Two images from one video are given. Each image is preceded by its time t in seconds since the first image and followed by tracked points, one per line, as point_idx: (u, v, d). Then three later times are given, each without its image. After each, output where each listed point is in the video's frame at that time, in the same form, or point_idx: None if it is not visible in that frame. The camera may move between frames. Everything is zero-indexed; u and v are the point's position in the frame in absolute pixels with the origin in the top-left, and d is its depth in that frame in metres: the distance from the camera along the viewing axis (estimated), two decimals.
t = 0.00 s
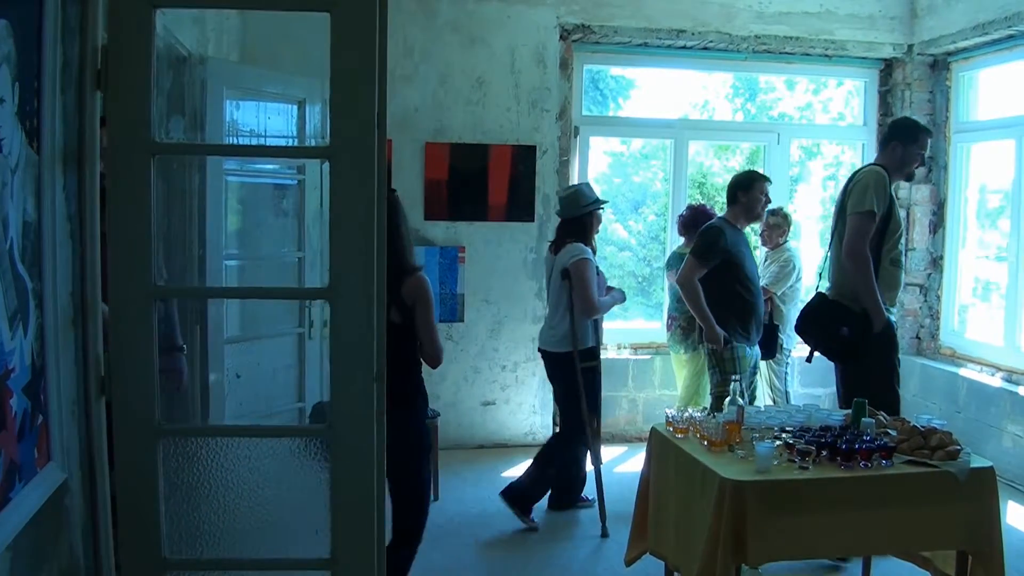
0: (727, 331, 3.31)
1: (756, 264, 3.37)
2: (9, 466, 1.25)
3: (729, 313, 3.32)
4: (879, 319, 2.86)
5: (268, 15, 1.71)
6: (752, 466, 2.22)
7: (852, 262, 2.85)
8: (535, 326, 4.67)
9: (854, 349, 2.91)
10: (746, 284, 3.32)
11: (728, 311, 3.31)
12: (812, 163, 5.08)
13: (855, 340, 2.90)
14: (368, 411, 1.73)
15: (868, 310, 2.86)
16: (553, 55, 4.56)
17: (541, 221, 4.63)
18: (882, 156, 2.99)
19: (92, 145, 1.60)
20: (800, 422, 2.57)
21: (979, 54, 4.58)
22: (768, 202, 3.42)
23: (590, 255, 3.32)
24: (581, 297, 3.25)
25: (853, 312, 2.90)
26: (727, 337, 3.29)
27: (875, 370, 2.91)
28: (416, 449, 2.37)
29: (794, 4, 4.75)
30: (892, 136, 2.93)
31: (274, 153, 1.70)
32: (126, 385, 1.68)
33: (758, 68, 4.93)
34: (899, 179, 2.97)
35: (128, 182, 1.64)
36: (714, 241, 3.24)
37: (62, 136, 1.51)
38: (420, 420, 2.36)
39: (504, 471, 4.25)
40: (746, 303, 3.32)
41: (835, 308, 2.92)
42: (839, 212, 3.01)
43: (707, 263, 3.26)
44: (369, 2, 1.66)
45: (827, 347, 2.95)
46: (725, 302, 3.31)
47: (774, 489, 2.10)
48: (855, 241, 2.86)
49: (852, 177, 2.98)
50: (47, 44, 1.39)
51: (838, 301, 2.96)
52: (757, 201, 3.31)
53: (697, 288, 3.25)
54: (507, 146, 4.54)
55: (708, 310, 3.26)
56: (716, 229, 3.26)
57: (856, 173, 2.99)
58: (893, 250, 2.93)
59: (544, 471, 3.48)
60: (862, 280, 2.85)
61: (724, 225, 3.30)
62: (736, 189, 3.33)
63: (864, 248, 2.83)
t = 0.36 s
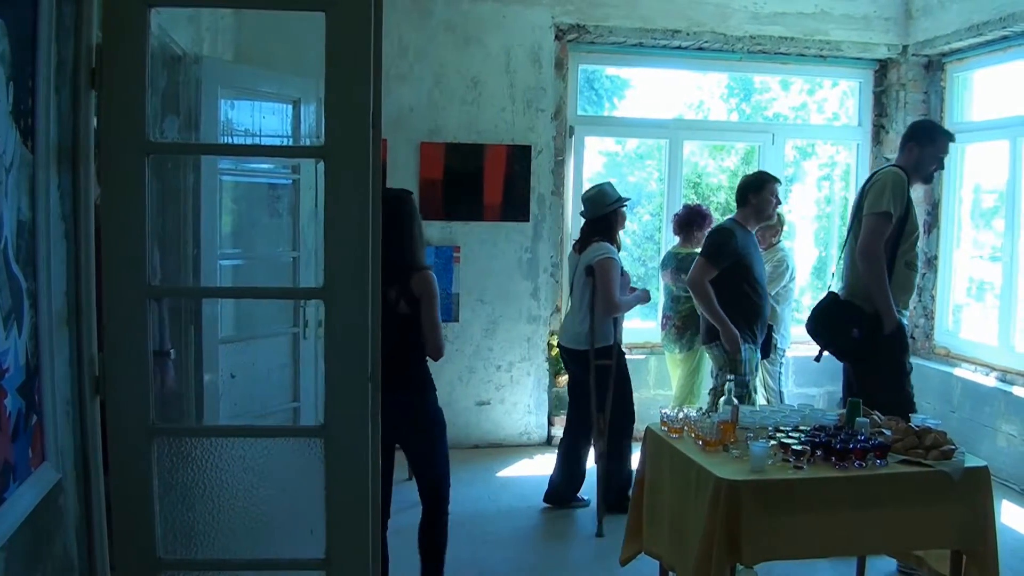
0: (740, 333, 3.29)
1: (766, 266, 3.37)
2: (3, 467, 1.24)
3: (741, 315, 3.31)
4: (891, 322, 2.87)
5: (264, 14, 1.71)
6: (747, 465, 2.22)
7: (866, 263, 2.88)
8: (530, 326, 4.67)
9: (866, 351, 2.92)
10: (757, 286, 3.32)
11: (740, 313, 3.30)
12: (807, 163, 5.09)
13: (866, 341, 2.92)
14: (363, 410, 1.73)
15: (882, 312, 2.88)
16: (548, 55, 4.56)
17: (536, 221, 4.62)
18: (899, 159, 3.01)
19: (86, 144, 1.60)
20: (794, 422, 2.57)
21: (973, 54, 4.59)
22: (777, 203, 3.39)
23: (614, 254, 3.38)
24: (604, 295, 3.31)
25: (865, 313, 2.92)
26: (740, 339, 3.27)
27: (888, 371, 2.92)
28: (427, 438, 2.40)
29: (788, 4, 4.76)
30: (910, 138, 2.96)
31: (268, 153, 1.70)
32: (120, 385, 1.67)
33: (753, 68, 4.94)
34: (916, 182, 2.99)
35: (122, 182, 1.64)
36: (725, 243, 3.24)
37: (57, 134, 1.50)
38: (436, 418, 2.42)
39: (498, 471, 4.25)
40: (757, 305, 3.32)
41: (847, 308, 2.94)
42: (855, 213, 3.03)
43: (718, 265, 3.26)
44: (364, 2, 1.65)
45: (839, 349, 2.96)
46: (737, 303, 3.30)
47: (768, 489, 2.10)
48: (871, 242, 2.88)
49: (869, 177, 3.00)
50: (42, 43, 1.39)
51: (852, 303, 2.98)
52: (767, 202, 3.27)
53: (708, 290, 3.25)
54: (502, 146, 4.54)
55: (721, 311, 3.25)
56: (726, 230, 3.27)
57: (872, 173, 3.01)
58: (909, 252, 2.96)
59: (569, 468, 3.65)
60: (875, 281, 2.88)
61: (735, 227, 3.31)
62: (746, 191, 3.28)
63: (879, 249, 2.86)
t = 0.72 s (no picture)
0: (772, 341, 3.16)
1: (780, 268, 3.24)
2: None
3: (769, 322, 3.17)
4: (921, 334, 2.85)
5: (257, 15, 1.70)
6: (740, 464, 2.22)
7: (892, 273, 2.83)
8: (523, 326, 4.67)
9: (897, 366, 2.90)
10: (776, 290, 3.20)
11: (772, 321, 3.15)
12: (799, 163, 5.11)
13: (895, 354, 2.89)
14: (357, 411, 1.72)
15: (912, 325, 2.85)
16: (541, 55, 4.55)
17: (530, 221, 4.62)
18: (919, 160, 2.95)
19: (78, 143, 1.58)
20: (788, 420, 2.57)
21: (965, 54, 4.61)
22: (785, 201, 3.27)
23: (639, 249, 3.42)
24: (627, 290, 3.36)
25: (893, 326, 2.90)
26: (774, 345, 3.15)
27: (919, 383, 2.90)
28: (449, 427, 2.60)
29: (781, 4, 4.77)
30: (929, 139, 2.90)
31: (261, 153, 1.69)
32: (113, 385, 1.66)
33: (746, 67, 4.95)
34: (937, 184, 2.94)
35: (115, 181, 1.63)
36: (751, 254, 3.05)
37: (49, 135, 1.49)
38: (456, 406, 2.60)
39: (492, 471, 4.25)
40: (781, 309, 3.19)
41: (875, 320, 2.92)
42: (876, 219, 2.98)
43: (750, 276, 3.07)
44: (358, 2, 1.65)
45: (867, 362, 2.94)
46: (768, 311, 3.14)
47: (761, 488, 2.10)
48: (894, 251, 2.83)
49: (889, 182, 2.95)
50: (34, 43, 1.38)
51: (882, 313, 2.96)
52: (776, 201, 3.16)
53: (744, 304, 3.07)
54: (495, 146, 4.53)
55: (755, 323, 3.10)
56: (745, 238, 3.09)
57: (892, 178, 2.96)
58: (932, 256, 2.91)
59: (569, 468, 3.65)
60: (901, 290, 2.83)
61: (749, 231, 3.12)
62: (754, 192, 3.17)
63: (903, 258, 2.82)
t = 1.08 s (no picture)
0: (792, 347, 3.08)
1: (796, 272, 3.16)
2: None
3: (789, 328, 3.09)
4: (941, 338, 2.77)
5: (253, 15, 1.69)
6: (735, 464, 2.23)
7: (909, 278, 2.76)
8: (519, 326, 4.67)
9: (921, 374, 2.81)
10: (794, 295, 3.12)
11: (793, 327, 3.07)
12: (795, 163, 5.11)
13: (918, 363, 2.80)
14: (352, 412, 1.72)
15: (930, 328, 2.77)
16: (537, 55, 4.55)
17: (525, 221, 4.62)
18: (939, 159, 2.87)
19: (73, 143, 1.58)
20: (783, 420, 2.58)
21: (961, 54, 4.60)
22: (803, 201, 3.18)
23: (640, 248, 3.43)
24: (629, 289, 3.38)
25: (916, 332, 2.80)
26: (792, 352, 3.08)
27: (945, 392, 2.79)
28: (476, 411, 2.69)
29: (776, 5, 4.78)
30: (948, 136, 2.83)
31: (256, 154, 1.69)
32: (108, 386, 1.66)
33: (741, 68, 4.95)
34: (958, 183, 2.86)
35: (109, 181, 1.62)
36: (770, 259, 2.98)
37: (44, 135, 1.49)
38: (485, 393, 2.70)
39: (488, 471, 4.25)
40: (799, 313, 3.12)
41: (896, 329, 2.82)
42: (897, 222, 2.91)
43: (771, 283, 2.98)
44: (353, 2, 1.65)
45: (889, 371, 2.85)
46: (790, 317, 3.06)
47: (756, 488, 2.11)
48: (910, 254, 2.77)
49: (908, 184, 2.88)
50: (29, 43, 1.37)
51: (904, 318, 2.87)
52: (793, 203, 3.08)
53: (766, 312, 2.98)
54: (491, 146, 4.54)
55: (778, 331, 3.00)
56: (762, 243, 3.00)
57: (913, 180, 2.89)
58: (958, 259, 2.80)
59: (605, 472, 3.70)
60: (920, 296, 2.75)
61: (763, 235, 3.05)
62: (769, 193, 3.08)
63: (920, 264, 2.73)
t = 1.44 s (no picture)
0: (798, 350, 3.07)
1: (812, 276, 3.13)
2: None
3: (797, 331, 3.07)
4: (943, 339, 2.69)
5: (246, 14, 1.68)
6: (730, 464, 2.23)
7: (909, 282, 2.69)
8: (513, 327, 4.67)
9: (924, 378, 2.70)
10: (807, 297, 3.09)
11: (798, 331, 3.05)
12: (789, 163, 5.12)
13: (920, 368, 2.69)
14: (346, 412, 1.71)
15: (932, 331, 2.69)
16: (531, 56, 4.55)
17: (520, 221, 4.62)
18: (956, 161, 2.78)
19: (66, 143, 1.57)
20: (777, 419, 2.59)
21: (954, 55, 4.62)
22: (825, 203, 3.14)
23: (629, 250, 3.43)
24: (619, 291, 3.38)
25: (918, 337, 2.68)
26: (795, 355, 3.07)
27: (948, 395, 2.72)
28: (477, 406, 2.80)
29: (770, 5, 4.78)
30: (961, 137, 2.74)
31: (250, 154, 1.68)
32: (101, 387, 1.65)
33: (735, 68, 4.96)
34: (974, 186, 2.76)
35: (103, 182, 1.61)
36: (780, 260, 2.97)
37: (37, 135, 1.48)
38: (487, 389, 2.82)
39: (482, 471, 4.25)
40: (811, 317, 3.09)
41: (900, 335, 2.66)
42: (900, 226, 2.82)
43: (776, 283, 2.97)
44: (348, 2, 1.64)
45: (888, 377, 2.72)
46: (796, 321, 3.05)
47: (750, 487, 2.11)
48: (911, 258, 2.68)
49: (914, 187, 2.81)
50: (22, 42, 1.36)
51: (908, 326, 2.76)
52: (813, 204, 3.04)
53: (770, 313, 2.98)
54: (485, 146, 4.53)
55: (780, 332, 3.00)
56: (773, 243, 2.99)
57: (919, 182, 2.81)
58: (964, 261, 2.71)
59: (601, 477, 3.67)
60: (921, 299, 2.68)
61: (780, 236, 3.03)
62: (790, 192, 3.06)
63: (922, 266, 2.66)
